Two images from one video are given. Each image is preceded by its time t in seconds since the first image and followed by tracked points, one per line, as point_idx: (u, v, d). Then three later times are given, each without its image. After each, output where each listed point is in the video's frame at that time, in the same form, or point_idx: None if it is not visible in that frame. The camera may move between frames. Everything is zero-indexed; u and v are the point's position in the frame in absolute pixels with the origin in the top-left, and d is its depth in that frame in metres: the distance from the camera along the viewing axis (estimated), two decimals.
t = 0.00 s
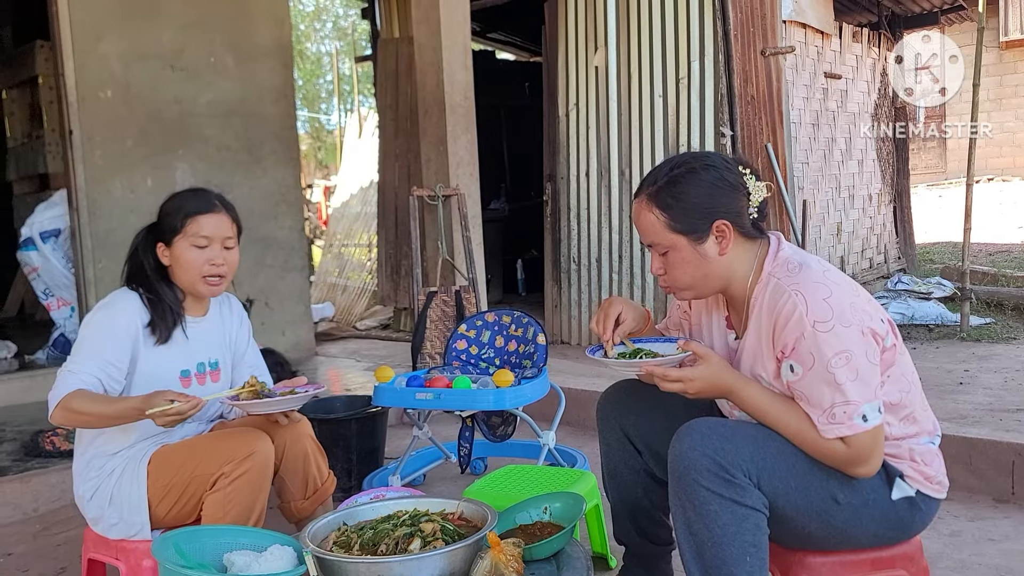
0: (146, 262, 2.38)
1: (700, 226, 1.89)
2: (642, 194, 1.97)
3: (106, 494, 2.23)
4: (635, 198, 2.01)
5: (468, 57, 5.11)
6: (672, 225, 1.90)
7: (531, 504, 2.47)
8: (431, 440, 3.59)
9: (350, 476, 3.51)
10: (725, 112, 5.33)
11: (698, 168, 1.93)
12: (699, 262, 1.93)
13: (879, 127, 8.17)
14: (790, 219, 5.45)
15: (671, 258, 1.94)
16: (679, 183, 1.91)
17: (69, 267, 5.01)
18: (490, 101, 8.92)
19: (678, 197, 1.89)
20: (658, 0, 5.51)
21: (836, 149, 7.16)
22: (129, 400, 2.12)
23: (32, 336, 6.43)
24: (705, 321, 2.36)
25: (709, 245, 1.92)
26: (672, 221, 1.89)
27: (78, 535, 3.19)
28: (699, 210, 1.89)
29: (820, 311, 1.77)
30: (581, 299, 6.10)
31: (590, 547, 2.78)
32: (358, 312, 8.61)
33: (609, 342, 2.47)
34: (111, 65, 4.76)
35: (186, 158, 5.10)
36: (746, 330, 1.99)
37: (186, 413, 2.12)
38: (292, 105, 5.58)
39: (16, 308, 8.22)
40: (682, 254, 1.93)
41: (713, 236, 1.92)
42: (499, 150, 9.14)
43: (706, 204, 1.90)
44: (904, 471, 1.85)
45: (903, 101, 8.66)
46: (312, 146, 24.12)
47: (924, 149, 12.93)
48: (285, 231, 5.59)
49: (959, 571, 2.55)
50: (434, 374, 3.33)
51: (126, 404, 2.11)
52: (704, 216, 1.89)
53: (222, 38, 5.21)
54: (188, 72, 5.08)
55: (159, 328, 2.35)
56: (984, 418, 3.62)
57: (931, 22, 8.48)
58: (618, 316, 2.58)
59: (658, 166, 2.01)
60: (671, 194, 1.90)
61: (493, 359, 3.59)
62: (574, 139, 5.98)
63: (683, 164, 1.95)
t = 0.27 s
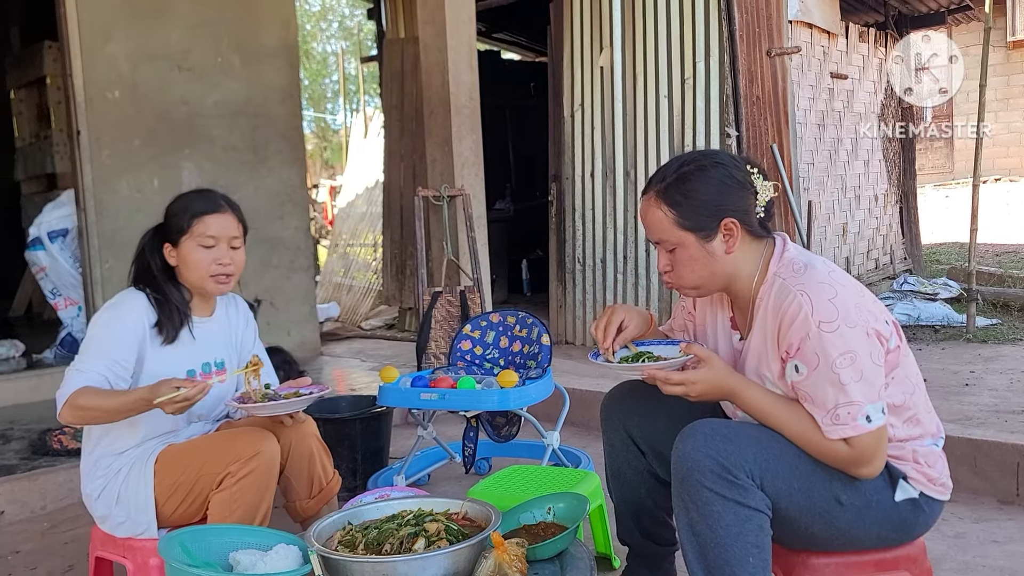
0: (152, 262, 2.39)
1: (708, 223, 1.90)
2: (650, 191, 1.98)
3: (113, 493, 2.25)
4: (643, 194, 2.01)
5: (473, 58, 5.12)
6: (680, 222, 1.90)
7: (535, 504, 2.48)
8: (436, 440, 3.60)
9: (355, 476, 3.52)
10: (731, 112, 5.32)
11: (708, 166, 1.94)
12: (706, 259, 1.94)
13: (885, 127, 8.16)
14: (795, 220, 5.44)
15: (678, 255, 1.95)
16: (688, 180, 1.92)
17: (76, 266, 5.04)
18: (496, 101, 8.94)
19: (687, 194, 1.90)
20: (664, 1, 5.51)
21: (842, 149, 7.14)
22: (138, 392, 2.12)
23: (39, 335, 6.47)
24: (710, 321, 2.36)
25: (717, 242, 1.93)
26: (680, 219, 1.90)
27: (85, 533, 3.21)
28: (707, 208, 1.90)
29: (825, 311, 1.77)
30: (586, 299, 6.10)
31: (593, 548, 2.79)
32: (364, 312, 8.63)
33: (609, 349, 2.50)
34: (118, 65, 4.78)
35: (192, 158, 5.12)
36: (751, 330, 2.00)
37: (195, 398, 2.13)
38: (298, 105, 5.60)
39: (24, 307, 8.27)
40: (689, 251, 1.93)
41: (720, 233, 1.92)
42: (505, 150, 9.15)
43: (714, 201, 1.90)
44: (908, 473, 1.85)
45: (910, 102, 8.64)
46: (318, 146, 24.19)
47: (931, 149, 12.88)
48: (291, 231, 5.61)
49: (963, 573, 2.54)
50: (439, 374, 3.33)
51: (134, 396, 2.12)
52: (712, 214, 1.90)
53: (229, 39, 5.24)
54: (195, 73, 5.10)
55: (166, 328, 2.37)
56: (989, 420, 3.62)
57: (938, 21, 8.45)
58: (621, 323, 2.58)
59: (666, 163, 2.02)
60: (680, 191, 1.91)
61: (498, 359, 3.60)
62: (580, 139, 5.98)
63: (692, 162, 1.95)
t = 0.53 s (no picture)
0: (158, 263, 2.41)
1: (715, 216, 1.90)
2: (659, 183, 1.98)
3: (120, 491, 2.27)
4: (651, 187, 2.01)
5: (478, 56, 5.12)
6: (688, 214, 1.90)
7: (539, 503, 2.49)
8: (441, 438, 3.62)
9: (360, 474, 3.53)
10: (736, 110, 5.31)
11: (718, 160, 1.94)
12: (712, 251, 1.94)
13: (892, 125, 8.13)
14: (800, 218, 5.43)
15: (685, 247, 1.95)
16: (697, 172, 1.92)
17: (83, 265, 5.06)
18: (501, 99, 8.94)
19: (695, 185, 1.90)
20: None
21: (848, 147, 7.12)
22: (151, 376, 2.12)
23: (47, 333, 6.51)
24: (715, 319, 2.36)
25: (723, 235, 1.93)
26: (688, 210, 1.90)
27: (92, 531, 3.23)
28: (716, 200, 1.90)
29: (829, 309, 1.78)
30: (591, 297, 6.10)
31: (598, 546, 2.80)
32: (369, 310, 8.66)
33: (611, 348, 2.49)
34: (125, 64, 4.80)
35: (198, 156, 5.14)
36: (755, 327, 2.00)
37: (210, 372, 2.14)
38: (304, 103, 5.61)
39: (32, 304, 8.32)
40: (695, 243, 1.93)
41: (727, 227, 1.93)
42: (510, 148, 9.15)
43: (722, 194, 1.90)
44: (910, 473, 1.85)
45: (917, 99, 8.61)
46: (323, 144, 24.23)
47: (938, 146, 12.82)
48: (296, 229, 5.62)
49: (967, 573, 2.54)
50: (443, 372, 3.34)
51: (147, 380, 2.12)
52: (721, 207, 1.90)
53: (235, 38, 5.25)
54: (201, 72, 5.12)
55: (174, 327, 2.38)
56: (994, 419, 3.61)
57: (945, 19, 8.41)
58: (621, 321, 2.60)
59: (676, 156, 2.02)
60: (688, 183, 1.91)
61: (502, 358, 3.61)
62: (585, 137, 5.98)
63: (701, 155, 1.96)
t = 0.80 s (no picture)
0: (160, 263, 2.42)
1: (721, 208, 1.91)
2: (667, 174, 1.99)
3: (125, 489, 2.28)
4: (659, 178, 2.02)
5: (480, 54, 5.12)
6: (694, 204, 1.91)
7: (539, 502, 2.50)
8: (442, 436, 3.62)
9: (362, 472, 3.54)
10: (738, 108, 5.30)
11: (727, 152, 1.95)
12: (718, 243, 1.95)
13: (894, 123, 8.12)
14: (803, 216, 5.42)
15: (690, 238, 1.96)
16: (706, 163, 1.93)
17: (86, 263, 5.08)
18: (503, 97, 8.94)
19: (704, 176, 1.91)
20: None
21: (850, 145, 7.12)
22: (159, 362, 2.12)
23: (51, 331, 6.53)
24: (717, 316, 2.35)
25: (729, 227, 1.93)
26: (695, 201, 1.91)
27: (95, 529, 3.24)
28: (723, 192, 1.90)
29: (832, 304, 1.78)
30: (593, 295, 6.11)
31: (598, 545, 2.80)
32: (372, 308, 8.67)
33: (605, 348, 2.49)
34: (127, 63, 4.81)
35: (201, 155, 5.15)
36: (756, 323, 2.00)
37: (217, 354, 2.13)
38: (306, 102, 5.62)
39: (37, 302, 8.36)
40: (701, 235, 1.94)
41: (733, 219, 1.93)
42: (512, 146, 9.15)
43: (730, 186, 1.91)
44: (908, 472, 1.85)
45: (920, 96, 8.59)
46: (326, 142, 24.25)
47: (941, 144, 12.78)
48: (299, 227, 5.63)
49: (967, 571, 2.54)
50: (445, 371, 3.36)
51: (157, 366, 2.12)
52: (728, 199, 1.91)
53: (237, 37, 5.26)
54: (203, 70, 5.13)
55: (178, 326, 2.39)
56: (995, 418, 3.61)
57: (948, 16, 8.39)
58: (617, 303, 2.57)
59: (686, 148, 2.03)
60: (697, 173, 1.92)
61: (503, 357, 3.62)
62: (587, 136, 5.99)
63: (711, 147, 1.96)
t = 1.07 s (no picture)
0: (165, 259, 2.44)
1: (733, 196, 1.90)
2: (680, 160, 1.98)
3: (131, 484, 2.29)
4: (671, 165, 2.01)
5: (484, 49, 5.11)
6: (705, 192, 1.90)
7: (541, 498, 2.50)
8: (446, 432, 3.63)
9: (366, 467, 3.55)
10: (744, 103, 5.28)
11: (741, 141, 1.94)
12: (728, 232, 1.94)
13: (901, 117, 8.08)
14: (808, 212, 5.40)
15: (700, 225, 1.94)
16: (719, 151, 1.92)
17: (92, 258, 5.10)
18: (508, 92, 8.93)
19: (716, 164, 1.90)
20: None
21: (856, 140, 7.09)
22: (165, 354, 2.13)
23: (58, 326, 6.57)
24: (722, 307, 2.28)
25: (739, 216, 1.93)
26: (707, 188, 1.90)
27: (101, 523, 3.26)
28: (734, 180, 1.90)
29: (837, 294, 1.78)
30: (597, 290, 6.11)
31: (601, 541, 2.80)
32: (377, 303, 8.69)
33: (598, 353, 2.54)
34: (132, 58, 4.82)
35: (206, 150, 5.16)
36: (761, 314, 2.00)
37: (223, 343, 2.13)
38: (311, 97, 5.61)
39: (43, 296, 8.40)
40: (711, 222, 1.93)
41: (743, 208, 1.92)
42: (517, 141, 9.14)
43: (742, 175, 1.90)
44: (910, 468, 1.85)
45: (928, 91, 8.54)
46: (332, 137, 24.26)
47: (948, 138, 12.72)
48: (304, 222, 5.64)
49: (970, 568, 2.54)
50: (449, 367, 3.36)
51: (163, 357, 2.12)
52: (739, 187, 1.90)
53: (242, 32, 5.26)
54: (208, 65, 5.13)
55: (180, 321, 2.39)
56: (1000, 414, 3.59)
57: (955, 10, 8.33)
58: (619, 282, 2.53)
59: (699, 136, 2.02)
60: (709, 161, 1.91)
61: (507, 352, 3.62)
62: (592, 131, 5.97)
63: (724, 136, 1.95)
